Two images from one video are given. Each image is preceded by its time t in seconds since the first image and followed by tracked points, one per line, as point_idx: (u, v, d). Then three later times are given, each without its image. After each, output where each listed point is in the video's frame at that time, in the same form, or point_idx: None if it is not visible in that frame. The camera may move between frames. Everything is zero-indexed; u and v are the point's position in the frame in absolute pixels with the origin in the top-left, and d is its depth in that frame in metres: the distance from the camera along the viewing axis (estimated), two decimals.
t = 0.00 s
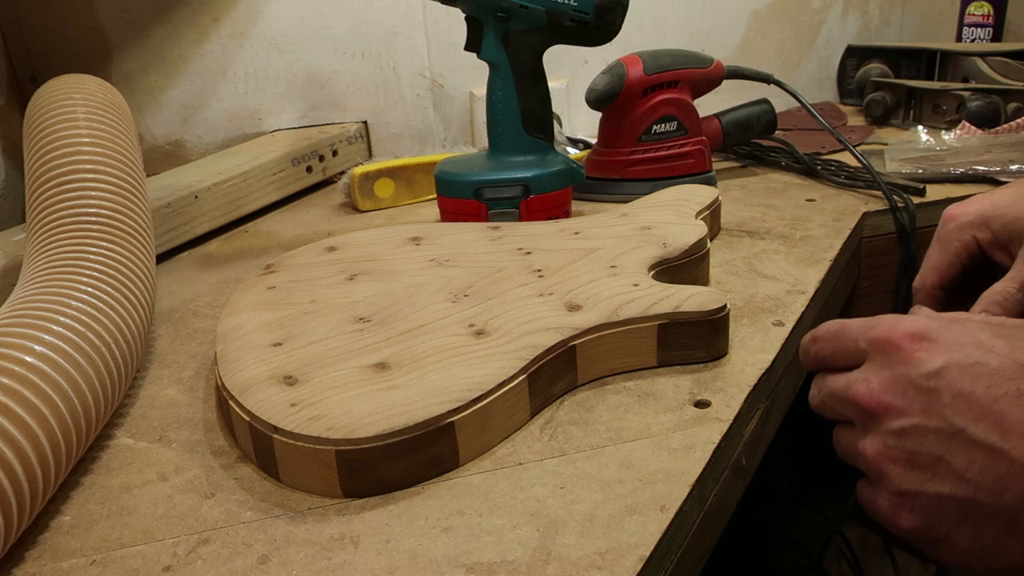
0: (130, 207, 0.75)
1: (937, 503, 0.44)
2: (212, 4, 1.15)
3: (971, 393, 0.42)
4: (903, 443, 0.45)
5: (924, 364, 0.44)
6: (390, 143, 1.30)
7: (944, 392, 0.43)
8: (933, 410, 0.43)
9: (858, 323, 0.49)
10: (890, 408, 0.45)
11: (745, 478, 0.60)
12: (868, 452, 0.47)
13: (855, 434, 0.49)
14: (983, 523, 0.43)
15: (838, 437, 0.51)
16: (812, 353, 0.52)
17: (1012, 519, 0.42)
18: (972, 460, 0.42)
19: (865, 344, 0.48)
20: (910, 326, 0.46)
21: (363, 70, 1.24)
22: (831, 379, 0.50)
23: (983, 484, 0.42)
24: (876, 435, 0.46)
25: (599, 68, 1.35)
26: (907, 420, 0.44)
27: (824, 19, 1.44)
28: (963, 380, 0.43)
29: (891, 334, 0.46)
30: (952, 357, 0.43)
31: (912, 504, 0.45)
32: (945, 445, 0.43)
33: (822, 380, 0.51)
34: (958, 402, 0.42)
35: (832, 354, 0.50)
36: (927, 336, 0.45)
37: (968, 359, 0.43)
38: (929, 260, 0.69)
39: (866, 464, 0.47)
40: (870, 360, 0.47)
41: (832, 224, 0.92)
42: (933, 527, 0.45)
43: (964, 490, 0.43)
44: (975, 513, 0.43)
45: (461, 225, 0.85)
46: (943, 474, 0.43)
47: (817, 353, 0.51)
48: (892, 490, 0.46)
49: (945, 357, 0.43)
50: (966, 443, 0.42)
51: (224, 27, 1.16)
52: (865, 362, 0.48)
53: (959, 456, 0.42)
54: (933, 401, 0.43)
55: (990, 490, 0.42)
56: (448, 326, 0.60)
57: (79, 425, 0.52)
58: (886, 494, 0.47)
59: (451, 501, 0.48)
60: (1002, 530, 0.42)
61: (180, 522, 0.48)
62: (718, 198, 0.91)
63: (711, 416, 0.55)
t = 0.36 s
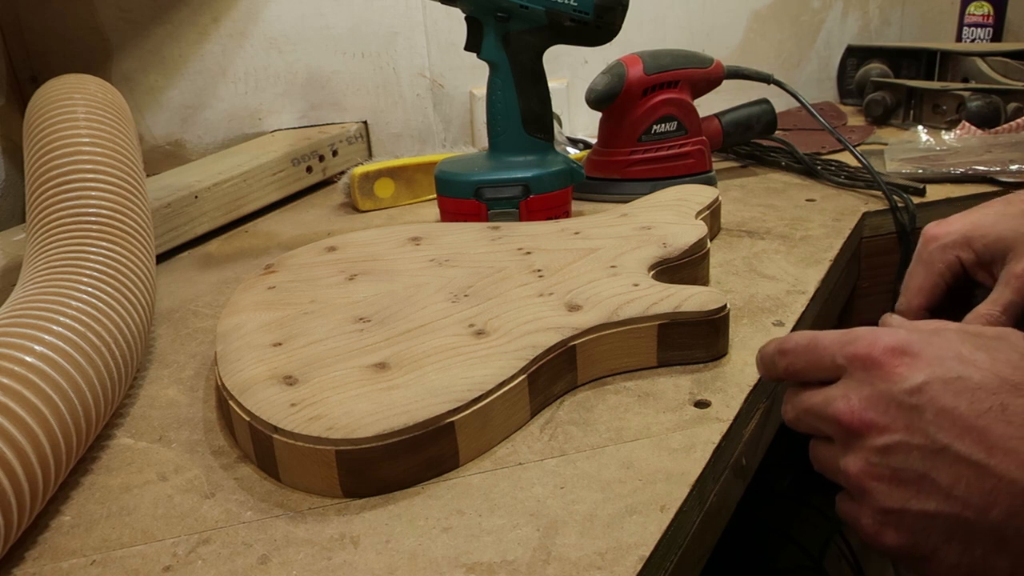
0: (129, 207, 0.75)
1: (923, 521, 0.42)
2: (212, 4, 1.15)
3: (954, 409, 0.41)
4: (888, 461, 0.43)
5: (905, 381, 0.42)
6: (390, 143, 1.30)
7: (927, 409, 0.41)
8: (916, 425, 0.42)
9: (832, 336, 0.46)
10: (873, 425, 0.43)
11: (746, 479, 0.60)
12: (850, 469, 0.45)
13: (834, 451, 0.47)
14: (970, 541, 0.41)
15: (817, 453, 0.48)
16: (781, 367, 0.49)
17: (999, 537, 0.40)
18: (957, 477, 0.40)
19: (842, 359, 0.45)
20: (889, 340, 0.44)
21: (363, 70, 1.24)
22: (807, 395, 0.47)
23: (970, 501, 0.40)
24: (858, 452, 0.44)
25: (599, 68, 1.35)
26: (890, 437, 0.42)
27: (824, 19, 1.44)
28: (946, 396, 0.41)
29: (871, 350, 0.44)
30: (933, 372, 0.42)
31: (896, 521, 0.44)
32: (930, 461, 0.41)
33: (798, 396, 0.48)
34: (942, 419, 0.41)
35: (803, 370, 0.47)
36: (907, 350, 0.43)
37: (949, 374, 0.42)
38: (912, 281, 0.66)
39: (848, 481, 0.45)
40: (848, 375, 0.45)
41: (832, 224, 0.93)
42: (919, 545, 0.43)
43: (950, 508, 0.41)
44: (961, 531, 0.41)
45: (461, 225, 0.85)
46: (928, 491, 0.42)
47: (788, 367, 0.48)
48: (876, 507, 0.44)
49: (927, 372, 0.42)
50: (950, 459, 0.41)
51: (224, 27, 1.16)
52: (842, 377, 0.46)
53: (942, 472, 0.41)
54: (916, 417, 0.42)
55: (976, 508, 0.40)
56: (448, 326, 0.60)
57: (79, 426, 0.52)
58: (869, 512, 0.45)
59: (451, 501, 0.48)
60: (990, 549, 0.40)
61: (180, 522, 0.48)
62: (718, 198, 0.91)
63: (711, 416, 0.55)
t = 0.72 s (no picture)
0: (129, 207, 0.75)
1: (911, 520, 0.42)
2: (212, 4, 1.15)
3: (940, 409, 0.41)
4: (876, 461, 0.43)
5: (891, 380, 0.42)
6: (390, 143, 1.30)
7: (914, 408, 0.41)
8: (903, 425, 0.42)
9: (819, 336, 0.46)
10: (861, 425, 0.43)
11: (746, 479, 0.60)
12: (838, 469, 0.45)
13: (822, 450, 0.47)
14: (957, 541, 0.41)
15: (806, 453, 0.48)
16: (769, 367, 0.49)
17: (986, 536, 0.40)
18: (944, 475, 0.40)
19: (829, 359, 0.45)
20: (876, 339, 0.44)
21: (363, 70, 1.24)
22: (794, 394, 0.48)
23: (957, 500, 0.40)
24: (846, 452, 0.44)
25: (599, 68, 1.35)
26: (877, 437, 0.43)
27: (824, 19, 1.44)
28: (933, 395, 0.41)
29: (858, 350, 0.44)
30: (920, 371, 0.42)
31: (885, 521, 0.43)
32: (917, 461, 0.41)
33: (786, 396, 0.48)
34: (928, 419, 0.41)
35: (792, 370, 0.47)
36: (894, 350, 0.43)
37: (936, 374, 0.42)
38: (897, 280, 0.65)
39: (837, 480, 0.45)
40: (836, 375, 0.45)
41: (832, 224, 0.92)
42: (908, 544, 0.43)
43: (938, 507, 0.41)
44: (948, 531, 0.41)
45: (461, 225, 0.85)
46: (915, 491, 0.42)
47: (777, 367, 0.48)
48: (864, 507, 0.44)
49: (913, 372, 0.42)
50: (937, 459, 0.41)
51: (224, 27, 1.16)
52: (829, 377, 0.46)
53: (929, 472, 0.41)
54: (903, 417, 0.42)
55: (964, 507, 0.40)
56: (448, 326, 0.60)
57: (79, 426, 0.52)
58: (858, 511, 0.45)
59: (451, 501, 0.48)
60: (977, 548, 0.40)
61: (180, 522, 0.48)
62: (718, 199, 0.91)
63: (711, 416, 0.55)
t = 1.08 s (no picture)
0: (130, 207, 0.75)
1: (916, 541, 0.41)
2: (212, 4, 1.15)
3: (944, 428, 0.39)
4: (879, 483, 0.41)
5: (893, 401, 0.40)
6: (390, 143, 1.30)
7: (917, 428, 0.40)
8: (907, 446, 0.40)
9: (809, 355, 0.44)
10: (861, 447, 0.41)
11: (746, 479, 0.60)
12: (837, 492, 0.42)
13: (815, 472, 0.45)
14: (962, 561, 0.40)
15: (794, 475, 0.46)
16: (755, 391, 0.45)
17: (993, 556, 0.39)
18: (951, 496, 0.39)
19: (823, 380, 0.43)
20: (872, 358, 0.42)
21: (363, 70, 1.24)
22: (785, 416, 0.45)
23: (964, 521, 0.39)
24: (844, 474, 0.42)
25: (599, 68, 1.35)
26: (879, 459, 0.41)
27: (824, 19, 1.44)
28: (935, 414, 0.40)
29: (855, 369, 0.42)
30: (921, 390, 0.40)
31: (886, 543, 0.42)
32: (922, 482, 0.40)
33: (775, 417, 0.46)
34: (932, 439, 0.39)
35: (780, 392, 0.44)
36: (891, 367, 0.41)
37: (938, 392, 0.40)
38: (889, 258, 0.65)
39: (834, 504, 0.43)
40: (830, 396, 0.42)
41: (832, 224, 0.92)
42: (911, 566, 0.41)
43: (944, 528, 0.40)
44: (953, 551, 0.40)
45: (461, 225, 0.85)
46: (920, 512, 0.40)
47: (765, 391, 0.45)
48: (865, 530, 0.42)
49: (914, 391, 0.40)
50: (943, 479, 0.39)
51: (224, 27, 1.16)
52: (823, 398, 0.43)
53: (935, 493, 0.40)
54: (905, 438, 0.40)
55: (972, 527, 0.39)
56: (448, 326, 0.60)
57: (79, 426, 0.52)
58: (859, 534, 0.43)
59: (451, 501, 0.48)
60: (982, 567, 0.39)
61: (180, 522, 0.48)
62: (717, 198, 0.91)
63: (711, 416, 0.55)
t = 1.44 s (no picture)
0: (129, 206, 0.75)
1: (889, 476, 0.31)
2: (212, 4, 1.15)
3: (943, 362, 0.30)
4: (860, 412, 0.31)
5: (893, 323, 0.30)
6: (390, 143, 1.30)
7: (913, 357, 0.30)
8: (898, 374, 0.30)
9: (793, 270, 0.32)
10: (847, 372, 0.30)
11: (746, 479, 0.60)
12: (811, 416, 0.32)
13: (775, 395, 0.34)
14: (936, 497, 0.31)
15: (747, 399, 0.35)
16: (717, 303, 0.34)
17: (969, 492, 0.31)
18: (939, 428, 0.30)
19: (812, 298, 0.32)
20: (867, 278, 0.31)
21: (363, 69, 1.24)
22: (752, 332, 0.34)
23: (946, 454, 0.30)
24: (821, 399, 0.32)
25: (599, 68, 1.35)
26: (865, 385, 0.30)
27: (824, 19, 1.44)
28: (936, 343, 0.30)
29: (850, 291, 0.31)
30: (918, 315, 0.30)
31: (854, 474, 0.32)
32: (910, 413, 0.30)
33: (739, 334, 0.35)
34: (928, 369, 0.30)
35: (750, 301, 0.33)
36: (888, 290, 0.31)
37: (936, 318, 0.30)
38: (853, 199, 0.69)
39: (796, 427, 0.33)
40: (814, 314, 0.32)
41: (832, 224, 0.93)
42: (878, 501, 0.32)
43: (926, 464, 0.31)
44: (931, 491, 0.31)
45: (461, 225, 0.85)
46: (902, 444, 0.31)
47: (729, 304, 0.33)
48: (833, 461, 0.32)
49: (912, 314, 0.30)
50: (934, 412, 0.30)
51: (224, 27, 1.16)
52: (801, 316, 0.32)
53: (925, 428, 0.30)
54: (898, 367, 0.30)
55: (953, 461, 0.30)
56: (448, 326, 0.60)
57: (79, 426, 0.52)
58: (824, 465, 0.33)
59: (451, 502, 0.48)
60: (958, 506, 0.32)
61: (180, 522, 0.48)
62: (717, 198, 0.90)
63: (712, 416, 0.55)
